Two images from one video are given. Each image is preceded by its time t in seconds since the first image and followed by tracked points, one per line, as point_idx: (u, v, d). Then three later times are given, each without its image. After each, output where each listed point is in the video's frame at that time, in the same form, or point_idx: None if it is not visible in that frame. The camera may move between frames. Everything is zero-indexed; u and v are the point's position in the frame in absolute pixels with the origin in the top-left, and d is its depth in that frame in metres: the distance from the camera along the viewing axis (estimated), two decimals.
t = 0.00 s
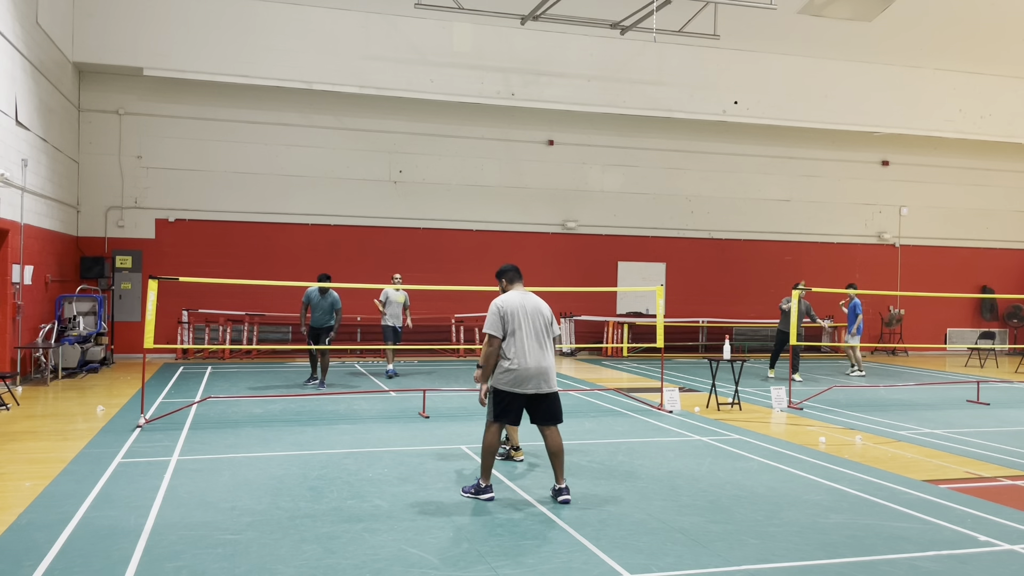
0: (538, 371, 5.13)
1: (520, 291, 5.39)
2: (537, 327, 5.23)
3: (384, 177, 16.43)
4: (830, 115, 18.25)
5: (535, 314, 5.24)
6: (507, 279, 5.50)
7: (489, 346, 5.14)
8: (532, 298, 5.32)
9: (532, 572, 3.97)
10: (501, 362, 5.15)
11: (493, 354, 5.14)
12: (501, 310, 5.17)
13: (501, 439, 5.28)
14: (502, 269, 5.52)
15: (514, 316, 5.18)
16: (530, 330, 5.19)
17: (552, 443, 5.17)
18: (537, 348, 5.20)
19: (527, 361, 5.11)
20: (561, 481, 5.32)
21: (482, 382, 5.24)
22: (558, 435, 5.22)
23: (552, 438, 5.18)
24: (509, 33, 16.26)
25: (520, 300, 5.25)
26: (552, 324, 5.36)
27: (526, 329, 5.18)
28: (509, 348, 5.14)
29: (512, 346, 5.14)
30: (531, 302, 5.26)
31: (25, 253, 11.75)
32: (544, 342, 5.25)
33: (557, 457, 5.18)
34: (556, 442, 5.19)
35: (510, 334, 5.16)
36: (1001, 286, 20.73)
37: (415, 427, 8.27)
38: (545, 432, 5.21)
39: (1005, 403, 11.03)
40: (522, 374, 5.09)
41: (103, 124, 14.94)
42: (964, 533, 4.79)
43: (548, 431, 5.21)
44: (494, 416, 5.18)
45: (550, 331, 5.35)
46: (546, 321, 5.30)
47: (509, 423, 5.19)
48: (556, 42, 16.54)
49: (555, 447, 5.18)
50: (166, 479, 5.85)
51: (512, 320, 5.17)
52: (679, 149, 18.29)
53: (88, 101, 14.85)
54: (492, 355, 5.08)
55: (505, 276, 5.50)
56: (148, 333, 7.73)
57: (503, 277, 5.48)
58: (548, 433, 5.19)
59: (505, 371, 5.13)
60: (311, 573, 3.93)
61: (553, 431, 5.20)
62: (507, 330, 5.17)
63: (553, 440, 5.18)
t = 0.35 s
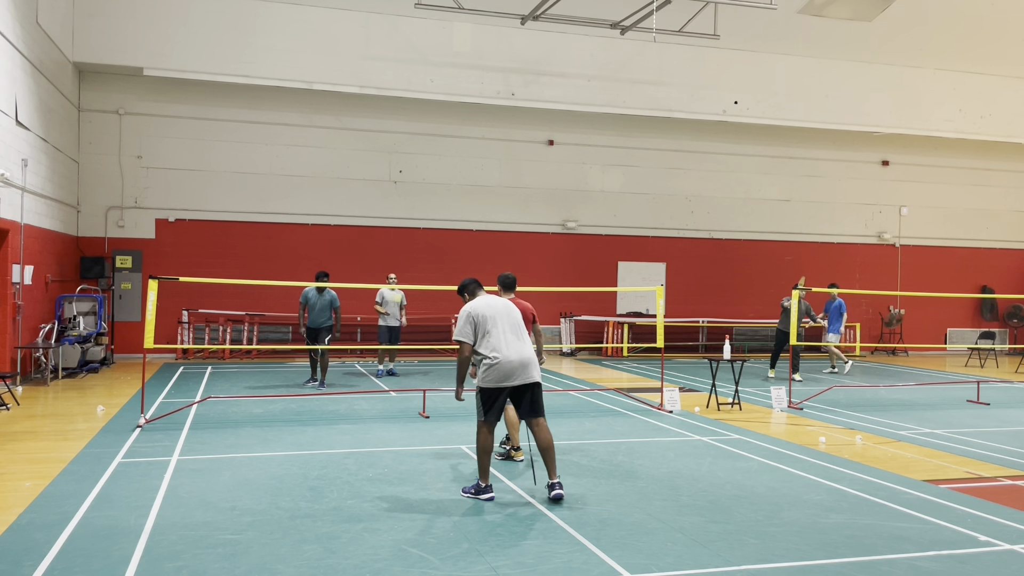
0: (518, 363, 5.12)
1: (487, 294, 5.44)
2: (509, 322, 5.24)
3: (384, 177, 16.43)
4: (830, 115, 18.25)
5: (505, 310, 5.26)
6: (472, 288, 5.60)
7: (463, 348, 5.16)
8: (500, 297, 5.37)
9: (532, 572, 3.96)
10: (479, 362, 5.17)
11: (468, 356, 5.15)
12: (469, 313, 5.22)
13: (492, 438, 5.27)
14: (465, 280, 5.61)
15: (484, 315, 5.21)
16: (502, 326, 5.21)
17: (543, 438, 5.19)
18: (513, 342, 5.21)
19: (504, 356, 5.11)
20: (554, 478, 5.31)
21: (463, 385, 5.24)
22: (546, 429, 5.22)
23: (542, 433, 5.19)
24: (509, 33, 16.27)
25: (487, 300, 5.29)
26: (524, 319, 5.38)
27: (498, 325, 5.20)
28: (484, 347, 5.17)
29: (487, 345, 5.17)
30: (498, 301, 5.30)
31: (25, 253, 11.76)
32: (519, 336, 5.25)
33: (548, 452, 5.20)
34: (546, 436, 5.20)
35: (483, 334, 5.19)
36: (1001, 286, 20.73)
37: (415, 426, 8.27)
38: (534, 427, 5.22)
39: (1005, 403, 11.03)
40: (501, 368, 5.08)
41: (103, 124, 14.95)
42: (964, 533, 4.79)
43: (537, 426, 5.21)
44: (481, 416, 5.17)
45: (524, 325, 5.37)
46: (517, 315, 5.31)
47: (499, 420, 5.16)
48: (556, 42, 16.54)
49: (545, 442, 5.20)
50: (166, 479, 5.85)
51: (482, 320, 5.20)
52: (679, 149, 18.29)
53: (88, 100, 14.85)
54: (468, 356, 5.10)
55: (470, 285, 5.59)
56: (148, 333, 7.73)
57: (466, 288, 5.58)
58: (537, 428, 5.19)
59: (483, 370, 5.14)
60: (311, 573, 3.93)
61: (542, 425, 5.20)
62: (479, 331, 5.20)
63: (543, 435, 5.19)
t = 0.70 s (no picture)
0: (525, 367, 5.13)
1: (499, 291, 5.36)
2: (519, 325, 5.22)
3: (384, 176, 16.44)
4: (830, 115, 18.25)
5: (515, 312, 5.23)
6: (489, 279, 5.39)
7: (471, 348, 5.13)
8: (511, 297, 5.32)
9: (531, 572, 3.97)
10: (485, 363, 5.15)
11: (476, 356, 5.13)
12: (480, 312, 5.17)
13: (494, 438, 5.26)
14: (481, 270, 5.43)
15: (494, 316, 5.17)
16: (511, 329, 5.19)
17: (542, 441, 5.13)
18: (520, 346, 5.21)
19: (511, 360, 5.11)
20: (555, 482, 5.21)
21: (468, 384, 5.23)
22: (546, 432, 5.17)
23: (541, 436, 5.14)
24: (509, 33, 16.27)
25: (499, 299, 5.25)
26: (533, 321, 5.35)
27: (507, 327, 5.18)
28: (492, 348, 5.15)
29: (495, 346, 5.15)
30: (510, 301, 5.26)
31: (25, 253, 11.76)
32: (527, 339, 5.25)
33: (548, 456, 5.14)
34: (546, 440, 5.15)
35: (492, 335, 5.16)
36: (1001, 286, 20.73)
37: (414, 427, 8.27)
38: (534, 430, 5.17)
39: (1005, 403, 11.03)
40: (507, 371, 5.09)
41: (103, 124, 14.95)
42: (963, 533, 4.79)
43: (538, 429, 5.16)
44: (484, 417, 5.17)
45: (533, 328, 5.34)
46: (528, 317, 5.29)
47: (498, 421, 5.18)
48: (556, 42, 16.54)
49: (544, 446, 5.14)
50: (166, 479, 5.85)
51: (492, 320, 5.16)
52: (678, 149, 18.29)
53: (88, 100, 14.85)
54: (476, 357, 5.07)
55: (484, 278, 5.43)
56: (148, 333, 7.72)
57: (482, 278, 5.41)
58: (537, 432, 5.14)
59: (490, 371, 5.13)
60: (311, 573, 3.93)
61: (542, 429, 5.15)
62: (489, 331, 5.17)
63: (542, 439, 5.14)
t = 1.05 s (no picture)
0: (550, 373, 5.08)
1: (534, 290, 5.29)
2: (549, 328, 5.18)
3: (384, 176, 16.43)
4: (830, 115, 18.25)
5: (547, 314, 5.18)
6: (528, 276, 5.28)
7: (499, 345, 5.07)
8: (545, 298, 5.26)
9: (531, 572, 3.96)
10: (512, 362, 5.10)
11: (505, 353, 5.07)
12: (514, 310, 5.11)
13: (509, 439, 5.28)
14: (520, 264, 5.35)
15: (527, 314, 5.11)
16: (542, 330, 5.14)
17: (555, 445, 5.11)
18: (548, 349, 5.16)
19: (539, 362, 5.06)
20: (558, 488, 5.17)
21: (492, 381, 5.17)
22: (562, 437, 5.14)
23: (556, 440, 5.12)
24: (509, 33, 16.26)
25: (532, 299, 5.19)
26: (565, 325, 5.31)
27: (537, 329, 5.13)
28: (521, 348, 5.09)
29: (525, 346, 5.09)
30: (543, 302, 5.21)
31: (25, 253, 11.75)
32: (555, 343, 5.20)
33: (558, 460, 5.11)
34: (559, 445, 5.12)
35: (522, 334, 5.10)
36: (1001, 286, 20.72)
37: (415, 427, 8.27)
38: (551, 434, 5.15)
39: (1006, 403, 11.03)
40: (534, 373, 5.04)
41: (103, 124, 14.94)
42: (963, 533, 4.79)
43: (553, 434, 5.14)
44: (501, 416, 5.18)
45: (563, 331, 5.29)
46: (559, 321, 5.24)
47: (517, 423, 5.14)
48: (556, 42, 16.54)
49: (557, 450, 5.11)
50: (166, 479, 5.85)
51: (524, 319, 5.10)
52: (679, 149, 18.28)
53: (88, 100, 14.85)
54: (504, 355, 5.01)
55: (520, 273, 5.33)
56: (148, 333, 7.72)
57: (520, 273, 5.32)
58: (552, 436, 5.12)
59: (516, 371, 5.08)
60: (311, 573, 3.93)
61: (557, 434, 5.11)
62: (520, 330, 5.11)
63: (556, 444, 5.12)
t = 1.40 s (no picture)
0: (557, 374, 5.06)
1: (546, 289, 5.26)
2: (559, 328, 5.15)
3: (384, 176, 16.43)
4: (830, 115, 18.25)
5: (557, 315, 5.15)
6: (540, 275, 5.25)
7: (507, 344, 5.07)
8: (557, 299, 5.23)
9: (531, 572, 3.97)
10: (520, 361, 5.09)
11: (512, 352, 5.06)
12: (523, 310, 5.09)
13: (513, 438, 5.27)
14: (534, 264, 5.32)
15: (537, 315, 5.09)
16: (551, 331, 5.12)
17: (558, 446, 5.11)
18: (556, 349, 5.14)
19: (546, 362, 5.04)
20: (558, 488, 5.15)
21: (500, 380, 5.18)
22: (565, 438, 5.14)
23: (559, 441, 5.12)
24: (509, 33, 16.26)
25: (542, 299, 5.17)
26: (576, 326, 5.27)
27: (547, 329, 5.12)
28: (530, 347, 5.08)
29: (533, 346, 5.08)
30: (553, 302, 5.18)
31: (25, 253, 11.75)
32: (564, 343, 5.18)
33: (560, 461, 5.10)
34: (562, 447, 5.11)
35: (531, 334, 5.08)
36: (1001, 286, 20.72)
37: (415, 427, 8.27)
38: (556, 435, 5.15)
39: (1006, 403, 11.03)
40: (541, 374, 5.03)
41: (102, 124, 14.94)
42: (963, 533, 4.79)
43: (556, 435, 5.14)
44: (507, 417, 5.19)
45: (574, 332, 5.26)
46: (570, 322, 5.21)
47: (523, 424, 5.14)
48: (556, 42, 16.54)
49: (561, 451, 5.11)
50: (166, 479, 5.85)
51: (534, 319, 5.09)
52: (679, 149, 18.29)
53: (88, 100, 14.85)
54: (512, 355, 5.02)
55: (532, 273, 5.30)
56: (148, 333, 7.72)
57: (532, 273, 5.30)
58: (556, 437, 5.12)
59: (523, 370, 5.07)
60: (312, 573, 3.93)
61: (560, 435, 5.10)
62: (529, 329, 5.10)
63: (560, 445, 5.12)
